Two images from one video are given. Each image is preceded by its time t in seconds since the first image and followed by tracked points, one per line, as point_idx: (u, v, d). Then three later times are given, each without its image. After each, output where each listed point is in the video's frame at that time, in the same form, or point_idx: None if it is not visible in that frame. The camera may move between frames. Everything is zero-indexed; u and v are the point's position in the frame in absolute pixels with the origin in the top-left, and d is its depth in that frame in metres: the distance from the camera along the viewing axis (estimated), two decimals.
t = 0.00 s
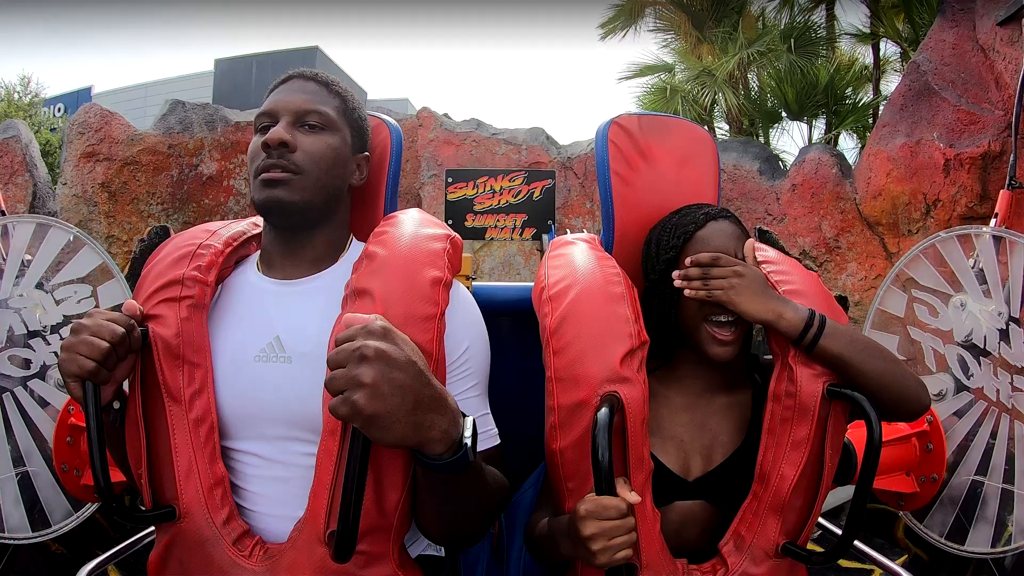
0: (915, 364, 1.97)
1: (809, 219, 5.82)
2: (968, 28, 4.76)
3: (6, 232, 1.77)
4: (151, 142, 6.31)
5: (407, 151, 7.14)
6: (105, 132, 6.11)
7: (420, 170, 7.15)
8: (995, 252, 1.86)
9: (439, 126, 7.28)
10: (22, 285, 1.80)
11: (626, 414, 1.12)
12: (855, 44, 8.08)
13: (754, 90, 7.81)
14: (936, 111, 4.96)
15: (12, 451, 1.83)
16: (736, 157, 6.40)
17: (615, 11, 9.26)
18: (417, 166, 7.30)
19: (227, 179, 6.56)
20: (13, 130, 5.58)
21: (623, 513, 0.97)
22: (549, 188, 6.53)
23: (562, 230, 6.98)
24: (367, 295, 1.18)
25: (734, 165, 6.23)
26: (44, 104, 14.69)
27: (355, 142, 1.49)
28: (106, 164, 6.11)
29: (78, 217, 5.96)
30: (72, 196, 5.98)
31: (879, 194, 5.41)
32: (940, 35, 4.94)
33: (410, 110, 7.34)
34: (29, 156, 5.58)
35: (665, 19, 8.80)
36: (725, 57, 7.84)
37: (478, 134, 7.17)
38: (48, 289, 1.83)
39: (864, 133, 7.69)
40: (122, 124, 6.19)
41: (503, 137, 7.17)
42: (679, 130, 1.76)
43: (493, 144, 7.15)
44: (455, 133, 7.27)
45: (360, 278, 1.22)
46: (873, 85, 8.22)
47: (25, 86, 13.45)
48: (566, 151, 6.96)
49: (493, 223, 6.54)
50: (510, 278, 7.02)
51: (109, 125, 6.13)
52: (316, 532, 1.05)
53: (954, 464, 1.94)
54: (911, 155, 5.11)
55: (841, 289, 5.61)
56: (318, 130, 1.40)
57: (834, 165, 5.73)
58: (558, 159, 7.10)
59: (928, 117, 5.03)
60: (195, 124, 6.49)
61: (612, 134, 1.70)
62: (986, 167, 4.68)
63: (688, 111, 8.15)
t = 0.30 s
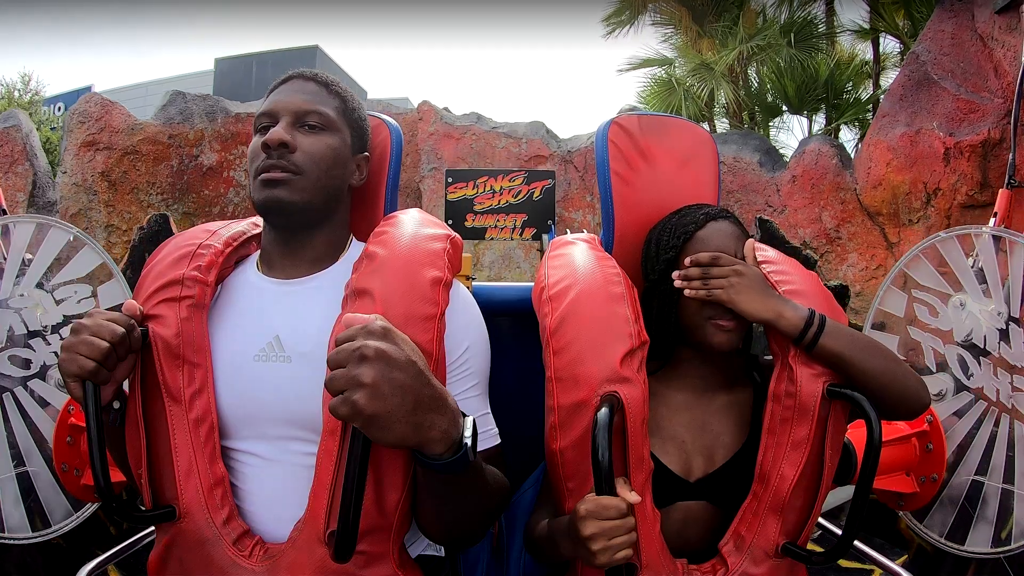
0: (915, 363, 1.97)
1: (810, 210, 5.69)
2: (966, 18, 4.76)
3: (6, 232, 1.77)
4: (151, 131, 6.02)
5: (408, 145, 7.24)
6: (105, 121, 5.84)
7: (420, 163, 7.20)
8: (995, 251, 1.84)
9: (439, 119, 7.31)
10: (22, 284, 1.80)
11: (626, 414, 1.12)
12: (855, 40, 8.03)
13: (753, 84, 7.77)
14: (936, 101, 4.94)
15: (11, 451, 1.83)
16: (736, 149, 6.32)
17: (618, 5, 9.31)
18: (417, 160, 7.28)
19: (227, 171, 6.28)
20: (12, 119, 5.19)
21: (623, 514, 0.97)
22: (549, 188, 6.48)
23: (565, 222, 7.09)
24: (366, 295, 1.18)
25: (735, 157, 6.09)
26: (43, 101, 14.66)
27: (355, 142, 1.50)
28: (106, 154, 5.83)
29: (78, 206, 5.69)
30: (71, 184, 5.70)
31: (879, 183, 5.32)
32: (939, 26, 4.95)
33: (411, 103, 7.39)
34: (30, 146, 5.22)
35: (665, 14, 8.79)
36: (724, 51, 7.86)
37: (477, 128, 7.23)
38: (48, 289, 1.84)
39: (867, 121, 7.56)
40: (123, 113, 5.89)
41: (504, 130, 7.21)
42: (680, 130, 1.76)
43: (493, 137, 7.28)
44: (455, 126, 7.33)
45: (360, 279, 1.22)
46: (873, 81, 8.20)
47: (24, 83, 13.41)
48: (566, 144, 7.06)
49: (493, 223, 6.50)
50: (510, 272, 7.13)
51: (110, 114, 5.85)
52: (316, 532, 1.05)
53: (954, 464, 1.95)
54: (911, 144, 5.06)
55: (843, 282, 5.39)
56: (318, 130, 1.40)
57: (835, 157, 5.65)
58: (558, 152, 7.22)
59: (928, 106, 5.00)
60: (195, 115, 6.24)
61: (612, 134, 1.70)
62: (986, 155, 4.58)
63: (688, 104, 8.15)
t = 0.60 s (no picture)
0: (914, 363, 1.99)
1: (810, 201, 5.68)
2: (965, 7, 4.77)
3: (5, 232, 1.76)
4: (151, 121, 6.02)
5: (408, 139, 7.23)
6: (106, 110, 5.75)
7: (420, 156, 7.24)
8: (995, 252, 1.82)
9: (439, 113, 7.31)
10: (22, 284, 1.81)
11: (626, 414, 1.12)
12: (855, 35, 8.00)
13: (753, 81, 7.81)
14: (936, 90, 4.92)
15: (11, 451, 1.84)
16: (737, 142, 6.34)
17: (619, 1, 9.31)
18: (417, 153, 7.35)
19: (228, 162, 6.37)
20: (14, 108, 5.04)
21: (623, 513, 0.97)
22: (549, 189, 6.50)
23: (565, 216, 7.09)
24: (366, 295, 1.18)
25: (734, 149, 6.19)
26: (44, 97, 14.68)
27: (354, 141, 1.49)
28: (106, 142, 5.76)
29: (77, 194, 5.55)
30: (71, 173, 5.56)
31: (879, 173, 5.28)
32: (937, 16, 4.96)
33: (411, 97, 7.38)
34: (30, 136, 5.10)
35: (666, 8, 8.80)
36: (724, 45, 7.87)
37: (477, 122, 7.23)
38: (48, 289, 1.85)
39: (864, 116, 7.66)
40: (124, 103, 5.84)
41: (503, 124, 7.20)
42: (680, 130, 1.76)
43: (493, 130, 7.29)
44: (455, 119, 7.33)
45: (360, 278, 1.22)
46: (873, 76, 8.20)
47: (25, 81, 13.41)
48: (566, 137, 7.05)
49: (493, 223, 6.50)
50: (510, 264, 7.16)
51: (110, 103, 5.78)
52: (316, 532, 1.05)
53: (953, 464, 1.96)
54: (911, 133, 5.05)
55: (845, 273, 5.38)
56: (318, 130, 1.40)
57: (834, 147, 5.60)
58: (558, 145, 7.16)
59: (927, 96, 4.98)
60: (196, 104, 6.27)
61: (612, 134, 1.70)
62: (986, 143, 4.60)
63: (687, 101, 8.20)
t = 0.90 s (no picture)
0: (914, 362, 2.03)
1: (810, 192, 5.68)
2: None
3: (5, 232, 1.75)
4: (153, 110, 5.97)
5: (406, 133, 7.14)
6: (107, 98, 5.73)
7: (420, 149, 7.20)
8: (995, 252, 1.82)
9: (439, 106, 7.29)
10: (22, 284, 1.81)
11: (626, 414, 1.12)
12: (855, 32, 7.98)
13: (753, 77, 7.87)
14: (936, 80, 4.91)
15: (11, 451, 1.84)
16: (736, 134, 6.31)
17: None
18: (417, 147, 7.28)
19: (227, 152, 6.31)
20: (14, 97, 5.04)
21: (622, 513, 0.97)
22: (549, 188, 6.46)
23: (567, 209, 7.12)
24: (367, 296, 1.18)
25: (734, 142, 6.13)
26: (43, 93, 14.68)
27: (355, 141, 1.50)
28: (107, 130, 5.73)
29: (77, 181, 5.53)
30: (71, 161, 5.54)
31: (879, 163, 5.26)
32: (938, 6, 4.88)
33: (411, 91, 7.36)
34: (31, 124, 5.08)
35: (666, 4, 8.81)
36: (725, 39, 7.92)
37: (478, 115, 7.24)
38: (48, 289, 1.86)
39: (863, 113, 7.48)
40: (124, 92, 5.80)
41: (504, 117, 7.21)
42: (680, 130, 1.76)
43: (494, 124, 7.30)
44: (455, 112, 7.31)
45: (361, 278, 1.22)
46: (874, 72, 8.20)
47: (25, 77, 13.42)
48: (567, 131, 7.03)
49: (493, 223, 6.52)
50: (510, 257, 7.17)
51: (111, 92, 5.75)
52: (316, 531, 1.05)
53: (954, 464, 1.96)
54: (911, 123, 5.04)
55: (846, 262, 5.35)
56: (318, 130, 1.40)
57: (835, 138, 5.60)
58: (558, 139, 7.18)
59: (927, 86, 4.96)
60: (197, 95, 6.23)
61: (612, 134, 1.70)
62: (986, 131, 4.59)
63: (691, 94, 8.32)
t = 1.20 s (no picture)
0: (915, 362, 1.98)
1: (810, 183, 5.73)
2: None
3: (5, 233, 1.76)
4: (154, 100, 5.96)
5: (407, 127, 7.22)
6: (108, 87, 5.71)
7: (421, 142, 7.23)
8: (994, 252, 1.81)
9: (440, 99, 7.27)
10: (22, 284, 1.81)
11: (626, 414, 1.12)
12: (855, 28, 8.01)
13: (753, 71, 7.91)
14: (934, 70, 4.89)
15: (11, 451, 1.84)
16: (737, 127, 6.31)
17: None
18: (417, 141, 7.32)
19: (227, 142, 6.31)
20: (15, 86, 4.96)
21: (623, 513, 0.97)
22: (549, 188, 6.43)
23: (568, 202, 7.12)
24: (367, 295, 1.18)
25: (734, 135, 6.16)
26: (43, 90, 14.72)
27: (355, 141, 1.50)
28: (107, 120, 5.71)
29: (77, 170, 5.48)
30: (71, 149, 5.50)
31: (879, 153, 5.31)
32: None
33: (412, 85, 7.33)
34: (31, 114, 5.01)
35: None
36: (724, 33, 7.97)
37: (479, 108, 7.22)
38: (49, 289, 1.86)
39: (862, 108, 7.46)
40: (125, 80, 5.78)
41: (504, 111, 7.19)
42: (680, 130, 1.76)
43: (494, 117, 7.27)
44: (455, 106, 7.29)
45: (360, 278, 1.22)
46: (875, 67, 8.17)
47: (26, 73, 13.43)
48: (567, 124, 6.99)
49: (493, 223, 6.53)
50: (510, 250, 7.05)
51: (112, 81, 5.73)
52: (316, 531, 1.05)
53: (953, 464, 1.96)
54: (911, 113, 5.06)
55: (847, 250, 5.39)
56: (318, 130, 1.40)
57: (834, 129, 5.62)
58: (558, 133, 7.11)
59: (926, 75, 4.96)
60: (197, 85, 6.22)
61: (612, 134, 1.70)
62: (986, 119, 4.55)
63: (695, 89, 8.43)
